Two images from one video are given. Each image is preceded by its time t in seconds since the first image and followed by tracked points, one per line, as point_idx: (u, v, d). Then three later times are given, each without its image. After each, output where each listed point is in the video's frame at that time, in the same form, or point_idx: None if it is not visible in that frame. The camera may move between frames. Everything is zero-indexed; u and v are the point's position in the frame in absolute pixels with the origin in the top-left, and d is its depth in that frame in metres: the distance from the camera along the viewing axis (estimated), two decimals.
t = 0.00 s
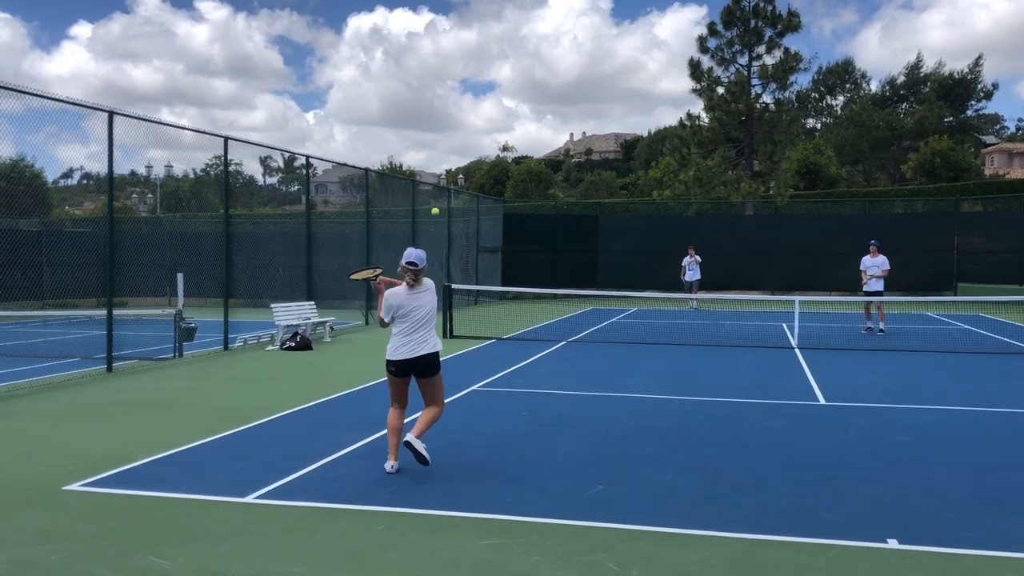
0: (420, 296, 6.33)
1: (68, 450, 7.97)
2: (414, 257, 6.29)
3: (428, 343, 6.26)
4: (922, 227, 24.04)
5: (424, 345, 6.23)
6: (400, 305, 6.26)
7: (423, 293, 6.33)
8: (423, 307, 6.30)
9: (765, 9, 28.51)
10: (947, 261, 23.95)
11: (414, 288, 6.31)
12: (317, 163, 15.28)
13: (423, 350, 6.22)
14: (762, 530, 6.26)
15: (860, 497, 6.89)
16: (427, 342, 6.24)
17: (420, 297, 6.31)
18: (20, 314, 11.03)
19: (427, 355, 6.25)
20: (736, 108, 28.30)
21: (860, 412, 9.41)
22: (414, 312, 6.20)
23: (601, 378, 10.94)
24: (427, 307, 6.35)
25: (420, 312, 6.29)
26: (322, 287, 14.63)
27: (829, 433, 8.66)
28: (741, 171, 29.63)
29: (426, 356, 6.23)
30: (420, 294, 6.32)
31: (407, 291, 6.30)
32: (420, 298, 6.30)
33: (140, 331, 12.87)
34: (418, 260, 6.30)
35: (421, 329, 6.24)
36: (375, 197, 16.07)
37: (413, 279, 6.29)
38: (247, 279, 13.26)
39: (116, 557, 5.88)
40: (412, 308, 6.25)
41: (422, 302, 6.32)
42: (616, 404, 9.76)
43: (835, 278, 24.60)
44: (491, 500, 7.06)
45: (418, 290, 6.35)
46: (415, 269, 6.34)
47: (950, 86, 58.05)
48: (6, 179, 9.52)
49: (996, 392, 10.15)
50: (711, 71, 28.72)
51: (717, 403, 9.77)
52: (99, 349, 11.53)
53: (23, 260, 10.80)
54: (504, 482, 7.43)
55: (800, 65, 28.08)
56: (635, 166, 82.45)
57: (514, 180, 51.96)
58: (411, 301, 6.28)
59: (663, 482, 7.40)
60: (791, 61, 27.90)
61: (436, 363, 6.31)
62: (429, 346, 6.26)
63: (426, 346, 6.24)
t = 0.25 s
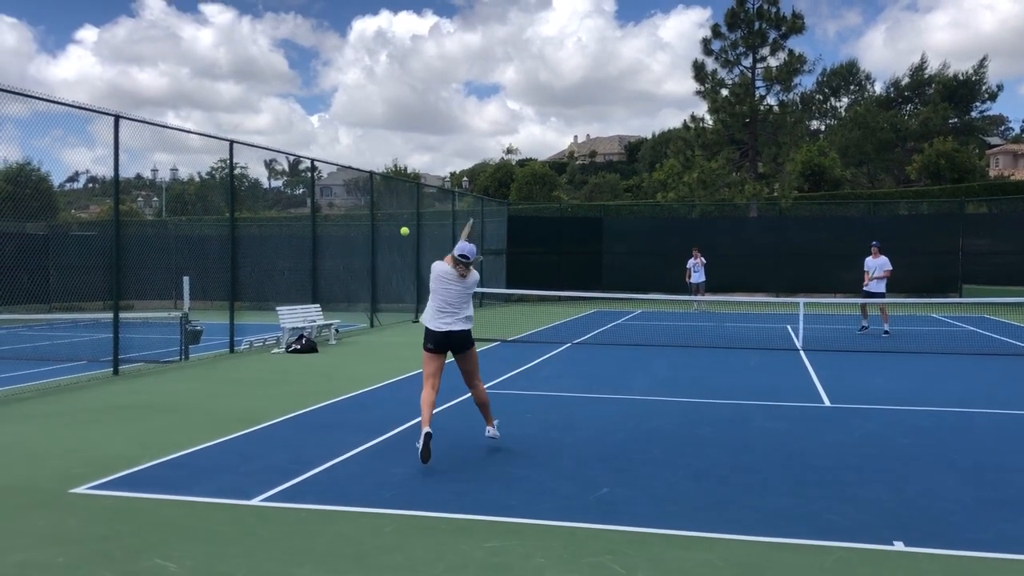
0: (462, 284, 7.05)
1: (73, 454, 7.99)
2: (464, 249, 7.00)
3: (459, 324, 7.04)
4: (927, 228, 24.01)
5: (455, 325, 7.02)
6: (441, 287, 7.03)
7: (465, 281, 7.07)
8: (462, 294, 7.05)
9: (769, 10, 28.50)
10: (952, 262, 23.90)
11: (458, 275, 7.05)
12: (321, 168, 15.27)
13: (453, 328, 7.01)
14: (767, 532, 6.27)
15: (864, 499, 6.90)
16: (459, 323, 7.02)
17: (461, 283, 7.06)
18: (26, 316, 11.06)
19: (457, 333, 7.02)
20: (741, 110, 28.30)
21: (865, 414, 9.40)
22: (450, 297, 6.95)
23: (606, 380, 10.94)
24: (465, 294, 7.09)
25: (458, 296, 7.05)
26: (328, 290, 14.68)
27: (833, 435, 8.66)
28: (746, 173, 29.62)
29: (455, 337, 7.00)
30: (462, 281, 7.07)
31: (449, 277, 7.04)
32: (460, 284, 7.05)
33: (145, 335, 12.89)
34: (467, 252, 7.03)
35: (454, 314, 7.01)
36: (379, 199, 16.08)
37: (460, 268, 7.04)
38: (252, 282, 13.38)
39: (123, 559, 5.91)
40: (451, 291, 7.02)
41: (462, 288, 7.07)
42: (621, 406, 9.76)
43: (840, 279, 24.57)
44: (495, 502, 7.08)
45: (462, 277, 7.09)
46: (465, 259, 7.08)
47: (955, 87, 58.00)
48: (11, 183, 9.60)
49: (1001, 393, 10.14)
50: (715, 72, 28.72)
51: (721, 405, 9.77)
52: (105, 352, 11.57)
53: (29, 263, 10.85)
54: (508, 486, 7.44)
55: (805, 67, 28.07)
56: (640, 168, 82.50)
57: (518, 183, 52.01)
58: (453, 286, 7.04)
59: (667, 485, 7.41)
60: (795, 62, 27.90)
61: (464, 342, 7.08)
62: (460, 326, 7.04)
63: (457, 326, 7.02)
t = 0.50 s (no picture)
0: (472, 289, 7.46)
1: (78, 455, 8.01)
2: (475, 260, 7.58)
3: (484, 331, 7.37)
4: (931, 228, 23.98)
5: (480, 331, 7.35)
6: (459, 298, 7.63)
7: (481, 290, 7.45)
8: (473, 300, 7.42)
9: (772, 11, 28.49)
10: (955, 262, 23.88)
11: (474, 287, 7.47)
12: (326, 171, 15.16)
13: (479, 335, 7.35)
14: (771, 534, 6.27)
15: (869, 500, 6.90)
16: (482, 330, 7.36)
17: (478, 293, 7.45)
18: (30, 317, 11.06)
19: (483, 340, 7.34)
20: (744, 111, 28.30)
21: (870, 415, 9.40)
22: (464, 305, 7.36)
23: (610, 382, 10.94)
24: (482, 302, 7.42)
25: (478, 304, 7.40)
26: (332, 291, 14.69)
27: (838, 437, 8.65)
28: (749, 174, 29.62)
29: (466, 340, 7.31)
30: (478, 291, 7.46)
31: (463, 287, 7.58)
32: (478, 295, 7.44)
33: (150, 336, 12.91)
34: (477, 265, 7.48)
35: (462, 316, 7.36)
36: (383, 201, 16.09)
37: (473, 279, 7.46)
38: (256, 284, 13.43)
39: (129, 560, 5.93)
40: (471, 302, 7.42)
41: (480, 297, 7.44)
42: (626, 408, 9.76)
43: (843, 280, 24.55)
44: (500, 504, 7.09)
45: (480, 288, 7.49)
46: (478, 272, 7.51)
47: (958, 87, 57.95)
48: (16, 185, 9.66)
49: (1006, 394, 10.13)
50: (719, 73, 28.72)
51: (726, 406, 9.77)
52: (110, 353, 11.59)
53: (34, 265, 10.88)
54: (512, 488, 7.44)
55: (808, 67, 28.06)
56: (644, 168, 82.51)
57: (521, 184, 52.04)
58: (472, 298, 7.43)
59: (672, 486, 7.42)
60: (798, 63, 27.89)
61: (489, 348, 7.38)
62: (484, 333, 7.36)
63: (481, 333, 7.35)
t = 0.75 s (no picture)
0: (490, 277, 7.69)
1: (90, 450, 8.02)
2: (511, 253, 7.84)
3: (496, 322, 7.51)
4: (943, 227, 23.86)
5: (490, 322, 7.51)
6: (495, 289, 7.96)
7: (500, 282, 7.62)
8: (491, 291, 7.61)
9: (785, 9, 28.37)
10: (968, 262, 23.75)
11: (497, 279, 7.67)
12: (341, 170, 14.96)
13: (488, 326, 7.52)
14: (783, 532, 6.25)
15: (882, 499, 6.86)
16: (492, 320, 7.49)
17: (498, 285, 7.63)
18: (42, 313, 11.10)
19: (491, 330, 7.49)
20: (756, 108, 28.23)
21: (882, 414, 9.35)
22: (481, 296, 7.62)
23: (621, 380, 10.92)
24: (499, 293, 7.58)
25: (495, 296, 7.59)
26: (343, 288, 14.70)
27: (850, 436, 8.61)
28: (761, 172, 29.55)
29: (477, 330, 7.55)
30: (498, 282, 7.64)
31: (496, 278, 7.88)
32: (496, 287, 7.61)
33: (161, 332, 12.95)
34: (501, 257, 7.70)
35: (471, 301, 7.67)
36: (393, 198, 16.08)
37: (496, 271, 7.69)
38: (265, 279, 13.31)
39: (140, 555, 5.93)
40: (489, 293, 7.62)
41: (498, 289, 7.60)
42: (637, 405, 9.73)
43: (854, 279, 24.45)
44: (510, 500, 7.08)
45: (502, 279, 7.65)
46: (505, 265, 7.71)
47: (972, 86, 57.67)
48: (30, 181, 9.73)
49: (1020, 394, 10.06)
50: (731, 71, 28.63)
51: (737, 404, 9.73)
52: (122, 349, 11.63)
53: (47, 261, 10.94)
54: (523, 485, 7.43)
55: (821, 65, 27.95)
56: (655, 166, 82.41)
57: (532, 181, 52.04)
58: (491, 289, 7.64)
59: (683, 484, 7.40)
60: (811, 61, 27.78)
61: (497, 339, 7.50)
62: (493, 323, 7.50)
63: (491, 323, 7.50)
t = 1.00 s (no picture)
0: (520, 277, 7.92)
1: (112, 439, 8.11)
2: (547, 252, 7.86)
3: (514, 320, 7.71)
4: (962, 224, 23.71)
5: (510, 320, 7.74)
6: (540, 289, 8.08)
7: (526, 281, 7.78)
8: (518, 290, 7.82)
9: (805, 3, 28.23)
10: (987, 259, 23.60)
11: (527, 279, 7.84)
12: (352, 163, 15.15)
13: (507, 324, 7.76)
14: (802, 527, 6.24)
15: (902, 495, 6.84)
16: (510, 318, 7.72)
17: (524, 284, 7.80)
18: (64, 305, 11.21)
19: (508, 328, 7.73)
20: (775, 103, 28.12)
21: (902, 409, 9.31)
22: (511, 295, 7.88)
23: (639, 374, 10.92)
24: (522, 293, 7.75)
25: (520, 295, 7.78)
26: (361, 281, 14.76)
27: (870, 431, 8.58)
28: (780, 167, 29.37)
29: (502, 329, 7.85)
30: (525, 282, 7.80)
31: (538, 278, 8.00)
32: (522, 286, 7.79)
33: (180, 324, 13.04)
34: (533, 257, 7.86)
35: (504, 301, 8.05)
36: (411, 191, 16.12)
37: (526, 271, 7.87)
38: (289, 271, 13.17)
39: (162, 543, 6.00)
40: (517, 293, 7.84)
41: (523, 288, 7.77)
42: (655, 400, 9.73)
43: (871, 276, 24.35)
44: (529, 493, 7.10)
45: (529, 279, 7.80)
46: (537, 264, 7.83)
47: (995, 81, 57.25)
48: (52, 173, 9.86)
49: None
50: (750, 65, 28.53)
51: (756, 399, 9.72)
52: (143, 340, 11.74)
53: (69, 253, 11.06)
54: (541, 478, 7.44)
55: (841, 60, 27.81)
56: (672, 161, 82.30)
57: (549, 176, 52.12)
58: (519, 288, 7.84)
59: (701, 478, 7.39)
60: (831, 55, 27.63)
61: (512, 337, 7.70)
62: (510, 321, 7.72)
63: (509, 322, 7.73)
